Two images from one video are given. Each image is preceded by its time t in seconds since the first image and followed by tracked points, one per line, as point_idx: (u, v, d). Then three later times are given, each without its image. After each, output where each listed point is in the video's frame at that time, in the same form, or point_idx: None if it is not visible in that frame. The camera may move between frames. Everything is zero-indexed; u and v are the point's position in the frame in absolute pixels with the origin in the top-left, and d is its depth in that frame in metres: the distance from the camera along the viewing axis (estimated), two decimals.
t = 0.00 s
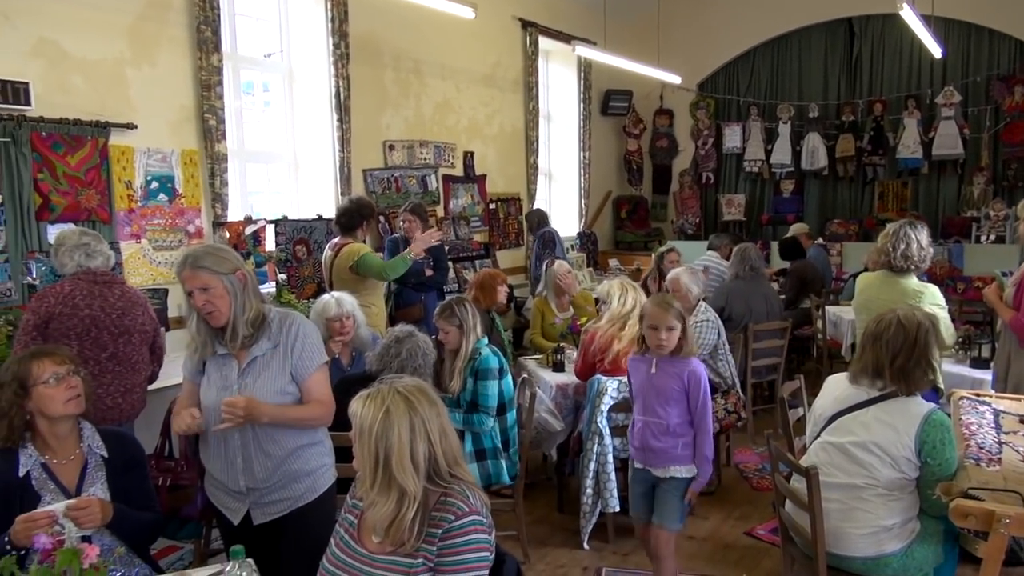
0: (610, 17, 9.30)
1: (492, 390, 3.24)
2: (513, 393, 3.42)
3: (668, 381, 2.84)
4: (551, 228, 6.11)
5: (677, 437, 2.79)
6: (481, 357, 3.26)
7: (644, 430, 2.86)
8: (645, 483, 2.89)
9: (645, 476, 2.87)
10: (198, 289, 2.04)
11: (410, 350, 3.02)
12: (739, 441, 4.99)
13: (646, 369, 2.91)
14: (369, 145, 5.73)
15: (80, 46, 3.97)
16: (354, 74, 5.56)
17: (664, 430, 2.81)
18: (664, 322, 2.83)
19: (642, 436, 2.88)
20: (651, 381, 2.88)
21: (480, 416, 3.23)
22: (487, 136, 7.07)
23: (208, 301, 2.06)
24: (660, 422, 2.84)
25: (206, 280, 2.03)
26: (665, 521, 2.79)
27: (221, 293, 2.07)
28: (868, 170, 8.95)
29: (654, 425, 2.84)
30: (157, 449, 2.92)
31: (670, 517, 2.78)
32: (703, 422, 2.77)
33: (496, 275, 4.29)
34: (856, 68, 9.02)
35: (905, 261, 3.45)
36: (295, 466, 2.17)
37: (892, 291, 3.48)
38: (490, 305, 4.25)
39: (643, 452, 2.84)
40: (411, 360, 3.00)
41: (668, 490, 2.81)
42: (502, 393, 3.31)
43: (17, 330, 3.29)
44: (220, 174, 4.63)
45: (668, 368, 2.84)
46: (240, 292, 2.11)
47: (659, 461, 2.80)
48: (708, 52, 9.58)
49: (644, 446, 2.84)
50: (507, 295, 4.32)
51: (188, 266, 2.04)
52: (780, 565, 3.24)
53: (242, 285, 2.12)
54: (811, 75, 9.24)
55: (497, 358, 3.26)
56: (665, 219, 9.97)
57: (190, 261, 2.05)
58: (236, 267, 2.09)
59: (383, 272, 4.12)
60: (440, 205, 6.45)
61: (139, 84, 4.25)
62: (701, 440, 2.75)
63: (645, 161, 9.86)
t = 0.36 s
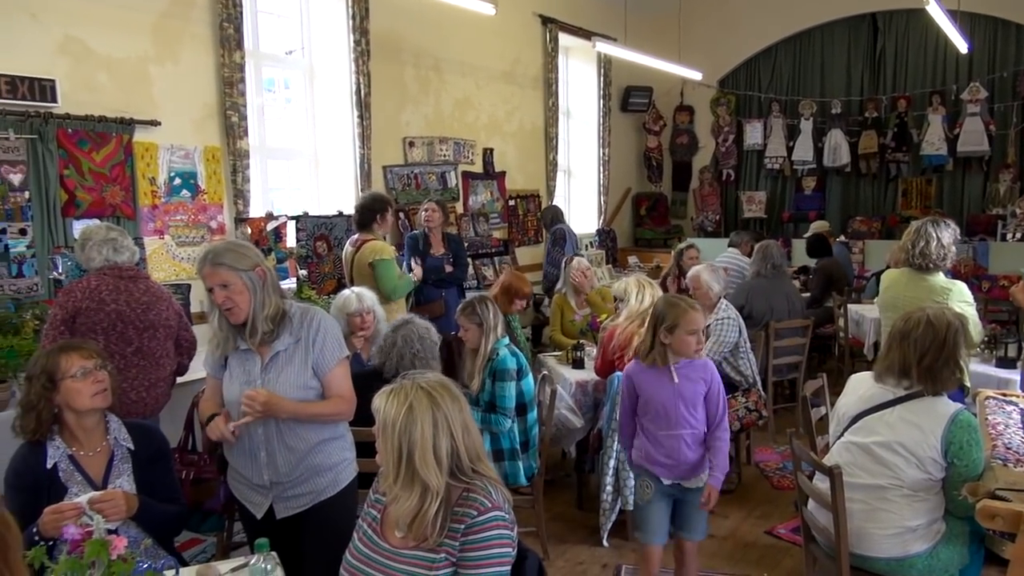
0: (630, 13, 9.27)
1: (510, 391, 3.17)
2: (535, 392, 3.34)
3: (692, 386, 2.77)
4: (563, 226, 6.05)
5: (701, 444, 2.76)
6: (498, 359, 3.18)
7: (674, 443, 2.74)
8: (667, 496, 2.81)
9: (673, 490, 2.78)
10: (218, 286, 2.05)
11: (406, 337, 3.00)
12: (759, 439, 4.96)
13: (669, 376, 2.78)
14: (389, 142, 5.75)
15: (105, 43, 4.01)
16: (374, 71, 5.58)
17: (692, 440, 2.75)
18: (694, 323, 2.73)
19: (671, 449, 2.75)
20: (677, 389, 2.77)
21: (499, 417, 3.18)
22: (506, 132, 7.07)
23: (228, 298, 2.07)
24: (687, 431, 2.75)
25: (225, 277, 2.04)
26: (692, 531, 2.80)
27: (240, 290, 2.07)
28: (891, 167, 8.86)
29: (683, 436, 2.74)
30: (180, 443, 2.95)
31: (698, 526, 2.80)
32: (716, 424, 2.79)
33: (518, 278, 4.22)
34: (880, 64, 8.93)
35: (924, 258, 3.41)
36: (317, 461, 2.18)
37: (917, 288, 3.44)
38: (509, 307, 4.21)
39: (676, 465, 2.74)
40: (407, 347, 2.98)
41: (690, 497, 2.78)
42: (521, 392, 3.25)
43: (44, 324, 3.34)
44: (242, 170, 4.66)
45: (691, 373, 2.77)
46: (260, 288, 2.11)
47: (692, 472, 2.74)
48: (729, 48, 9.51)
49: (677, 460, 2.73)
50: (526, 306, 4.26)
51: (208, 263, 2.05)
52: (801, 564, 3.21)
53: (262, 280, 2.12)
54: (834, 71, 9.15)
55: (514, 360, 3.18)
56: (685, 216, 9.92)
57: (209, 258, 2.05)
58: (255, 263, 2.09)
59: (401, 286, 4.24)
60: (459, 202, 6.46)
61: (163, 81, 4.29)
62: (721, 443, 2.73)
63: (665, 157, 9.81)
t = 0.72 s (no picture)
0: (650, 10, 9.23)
1: (527, 392, 3.15)
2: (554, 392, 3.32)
3: (705, 397, 2.81)
4: (580, 223, 6.01)
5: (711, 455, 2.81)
6: (516, 360, 3.16)
7: (697, 456, 2.75)
8: (684, 514, 2.77)
9: (689, 506, 2.77)
10: (240, 282, 2.06)
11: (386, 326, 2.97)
12: (780, 439, 4.93)
13: (686, 388, 2.79)
14: (409, 139, 5.76)
15: (129, 42, 4.05)
16: (394, 68, 5.59)
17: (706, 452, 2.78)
18: (685, 330, 2.77)
19: (691, 463, 2.75)
20: (695, 400, 2.79)
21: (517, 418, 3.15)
22: (526, 130, 7.07)
23: (250, 294, 2.08)
24: (704, 442, 2.79)
25: (247, 273, 2.05)
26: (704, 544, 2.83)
27: (262, 286, 2.09)
28: (915, 164, 8.77)
29: (702, 447, 2.77)
30: (204, 438, 2.98)
31: (712, 538, 2.84)
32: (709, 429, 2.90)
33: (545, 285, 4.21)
34: (903, 60, 8.83)
35: (950, 256, 3.38)
36: (339, 456, 2.19)
37: (942, 287, 3.41)
38: (532, 315, 4.21)
39: (697, 479, 2.74)
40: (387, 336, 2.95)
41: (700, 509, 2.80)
42: (539, 392, 3.23)
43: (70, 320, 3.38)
44: (263, 168, 4.69)
45: (703, 382, 2.82)
46: (281, 284, 2.12)
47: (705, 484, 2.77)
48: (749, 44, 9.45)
49: (698, 473, 2.74)
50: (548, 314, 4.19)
51: (231, 259, 2.06)
52: (823, 564, 3.19)
53: (283, 276, 2.13)
54: (856, 67, 9.06)
55: (533, 361, 3.16)
56: (705, 213, 9.87)
57: (231, 255, 2.07)
58: (276, 260, 2.10)
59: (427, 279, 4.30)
60: (478, 199, 6.46)
61: (185, 79, 4.32)
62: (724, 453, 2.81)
63: (684, 155, 9.76)
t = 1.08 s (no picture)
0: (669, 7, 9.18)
1: (547, 391, 3.13)
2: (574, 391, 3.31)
3: (722, 395, 2.78)
4: (599, 222, 5.99)
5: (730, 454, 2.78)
6: (535, 358, 3.18)
7: (713, 457, 2.72)
8: (700, 513, 2.76)
9: (705, 505, 2.76)
10: (262, 281, 2.07)
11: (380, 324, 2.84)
12: (800, 439, 4.89)
13: (703, 388, 2.75)
14: (428, 137, 5.77)
15: (152, 41, 4.09)
16: (413, 66, 5.60)
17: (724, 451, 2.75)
18: (715, 327, 2.71)
19: (707, 463, 2.72)
20: (711, 398, 2.75)
21: (535, 416, 3.14)
22: (544, 128, 7.06)
23: (272, 292, 2.09)
24: (720, 441, 2.76)
25: (270, 272, 2.06)
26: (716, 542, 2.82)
27: (284, 284, 2.10)
28: (938, 162, 8.66)
29: (719, 447, 2.74)
30: (225, 434, 3.01)
31: (724, 537, 2.83)
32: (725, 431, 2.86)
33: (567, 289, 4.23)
34: (927, 56, 8.73)
35: (977, 256, 3.34)
36: (359, 453, 2.20)
37: (967, 287, 3.37)
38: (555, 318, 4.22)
39: (714, 478, 2.72)
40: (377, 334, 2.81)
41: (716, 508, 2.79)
42: (560, 392, 3.22)
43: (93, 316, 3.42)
44: (283, 166, 4.72)
45: (720, 381, 2.78)
46: (302, 282, 2.14)
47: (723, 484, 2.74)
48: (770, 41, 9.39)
49: (714, 473, 2.72)
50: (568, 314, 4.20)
51: (253, 258, 2.08)
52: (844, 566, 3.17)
53: (304, 274, 2.14)
54: (878, 64, 8.97)
55: (552, 360, 3.17)
56: (724, 212, 9.82)
57: (253, 254, 2.08)
58: (298, 258, 2.11)
59: (449, 272, 4.25)
60: (497, 197, 6.46)
61: (207, 77, 4.36)
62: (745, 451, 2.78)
63: (703, 153, 9.71)
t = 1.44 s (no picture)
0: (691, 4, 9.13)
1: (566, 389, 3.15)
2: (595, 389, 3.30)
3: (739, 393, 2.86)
4: (620, 221, 5.96)
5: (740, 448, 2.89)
6: (556, 356, 3.18)
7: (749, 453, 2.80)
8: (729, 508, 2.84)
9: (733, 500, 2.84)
10: (286, 282, 2.10)
11: (418, 326, 2.79)
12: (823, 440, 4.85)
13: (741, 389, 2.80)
14: (448, 135, 5.78)
15: (177, 40, 4.13)
16: (434, 64, 5.61)
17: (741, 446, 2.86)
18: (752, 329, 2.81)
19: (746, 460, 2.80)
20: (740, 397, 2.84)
21: (555, 413, 3.13)
22: (565, 126, 7.05)
23: (295, 292, 2.11)
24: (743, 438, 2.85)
25: (293, 273, 2.08)
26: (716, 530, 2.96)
27: (306, 285, 2.11)
28: (965, 160, 8.53)
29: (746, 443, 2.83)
30: (248, 429, 3.03)
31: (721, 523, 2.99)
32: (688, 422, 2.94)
33: (588, 285, 4.27)
34: (954, 52, 8.60)
35: (1008, 256, 3.28)
36: (381, 449, 2.21)
37: (998, 289, 3.31)
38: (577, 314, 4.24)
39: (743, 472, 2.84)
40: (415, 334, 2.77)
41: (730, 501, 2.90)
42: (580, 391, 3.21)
43: (119, 312, 3.46)
44: (305, 164, 4.75)
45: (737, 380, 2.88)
46: (324, 281, 2.14)
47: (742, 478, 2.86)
48: (793, 39, 9.31)
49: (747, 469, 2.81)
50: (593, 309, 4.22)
51: (276, 259, 2.09)
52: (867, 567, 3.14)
53: (326, 273, 2.14)
54: (904, 60, 8.85)
55: (573, 357, 3.16)
56: (746, 210, 9.74)
57: (276, 255, 2.09)
58: (320, 258, 2.11)
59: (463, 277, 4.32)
60: (517, 195, 6.46)
61: (231, 76, 4.40)
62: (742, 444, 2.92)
63: (725, 151, 9.64)
